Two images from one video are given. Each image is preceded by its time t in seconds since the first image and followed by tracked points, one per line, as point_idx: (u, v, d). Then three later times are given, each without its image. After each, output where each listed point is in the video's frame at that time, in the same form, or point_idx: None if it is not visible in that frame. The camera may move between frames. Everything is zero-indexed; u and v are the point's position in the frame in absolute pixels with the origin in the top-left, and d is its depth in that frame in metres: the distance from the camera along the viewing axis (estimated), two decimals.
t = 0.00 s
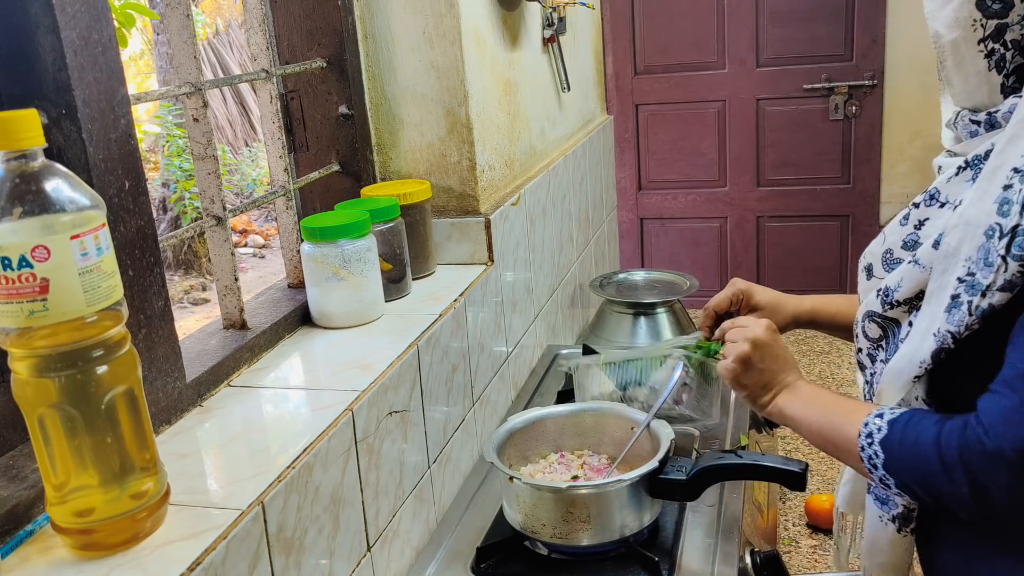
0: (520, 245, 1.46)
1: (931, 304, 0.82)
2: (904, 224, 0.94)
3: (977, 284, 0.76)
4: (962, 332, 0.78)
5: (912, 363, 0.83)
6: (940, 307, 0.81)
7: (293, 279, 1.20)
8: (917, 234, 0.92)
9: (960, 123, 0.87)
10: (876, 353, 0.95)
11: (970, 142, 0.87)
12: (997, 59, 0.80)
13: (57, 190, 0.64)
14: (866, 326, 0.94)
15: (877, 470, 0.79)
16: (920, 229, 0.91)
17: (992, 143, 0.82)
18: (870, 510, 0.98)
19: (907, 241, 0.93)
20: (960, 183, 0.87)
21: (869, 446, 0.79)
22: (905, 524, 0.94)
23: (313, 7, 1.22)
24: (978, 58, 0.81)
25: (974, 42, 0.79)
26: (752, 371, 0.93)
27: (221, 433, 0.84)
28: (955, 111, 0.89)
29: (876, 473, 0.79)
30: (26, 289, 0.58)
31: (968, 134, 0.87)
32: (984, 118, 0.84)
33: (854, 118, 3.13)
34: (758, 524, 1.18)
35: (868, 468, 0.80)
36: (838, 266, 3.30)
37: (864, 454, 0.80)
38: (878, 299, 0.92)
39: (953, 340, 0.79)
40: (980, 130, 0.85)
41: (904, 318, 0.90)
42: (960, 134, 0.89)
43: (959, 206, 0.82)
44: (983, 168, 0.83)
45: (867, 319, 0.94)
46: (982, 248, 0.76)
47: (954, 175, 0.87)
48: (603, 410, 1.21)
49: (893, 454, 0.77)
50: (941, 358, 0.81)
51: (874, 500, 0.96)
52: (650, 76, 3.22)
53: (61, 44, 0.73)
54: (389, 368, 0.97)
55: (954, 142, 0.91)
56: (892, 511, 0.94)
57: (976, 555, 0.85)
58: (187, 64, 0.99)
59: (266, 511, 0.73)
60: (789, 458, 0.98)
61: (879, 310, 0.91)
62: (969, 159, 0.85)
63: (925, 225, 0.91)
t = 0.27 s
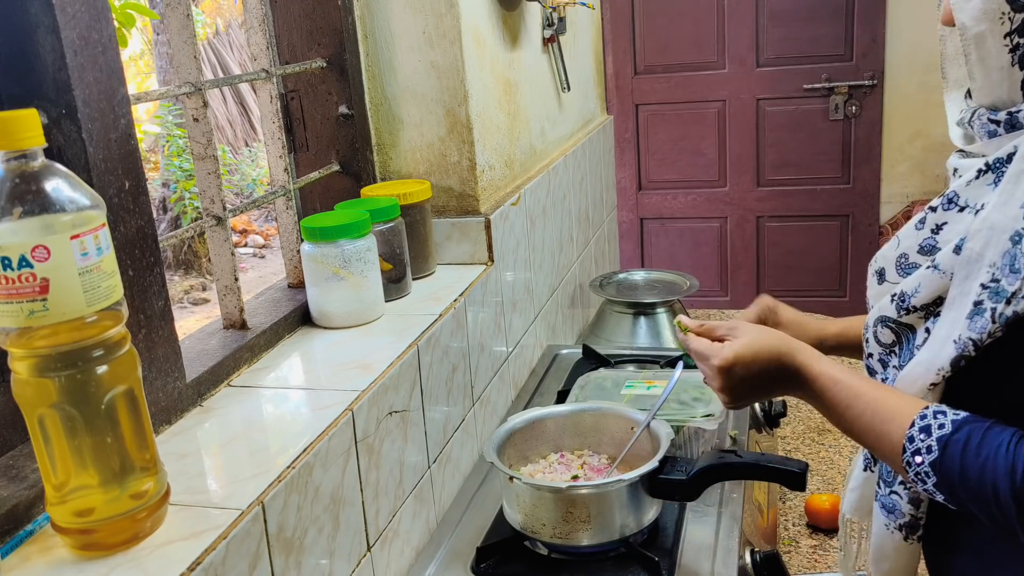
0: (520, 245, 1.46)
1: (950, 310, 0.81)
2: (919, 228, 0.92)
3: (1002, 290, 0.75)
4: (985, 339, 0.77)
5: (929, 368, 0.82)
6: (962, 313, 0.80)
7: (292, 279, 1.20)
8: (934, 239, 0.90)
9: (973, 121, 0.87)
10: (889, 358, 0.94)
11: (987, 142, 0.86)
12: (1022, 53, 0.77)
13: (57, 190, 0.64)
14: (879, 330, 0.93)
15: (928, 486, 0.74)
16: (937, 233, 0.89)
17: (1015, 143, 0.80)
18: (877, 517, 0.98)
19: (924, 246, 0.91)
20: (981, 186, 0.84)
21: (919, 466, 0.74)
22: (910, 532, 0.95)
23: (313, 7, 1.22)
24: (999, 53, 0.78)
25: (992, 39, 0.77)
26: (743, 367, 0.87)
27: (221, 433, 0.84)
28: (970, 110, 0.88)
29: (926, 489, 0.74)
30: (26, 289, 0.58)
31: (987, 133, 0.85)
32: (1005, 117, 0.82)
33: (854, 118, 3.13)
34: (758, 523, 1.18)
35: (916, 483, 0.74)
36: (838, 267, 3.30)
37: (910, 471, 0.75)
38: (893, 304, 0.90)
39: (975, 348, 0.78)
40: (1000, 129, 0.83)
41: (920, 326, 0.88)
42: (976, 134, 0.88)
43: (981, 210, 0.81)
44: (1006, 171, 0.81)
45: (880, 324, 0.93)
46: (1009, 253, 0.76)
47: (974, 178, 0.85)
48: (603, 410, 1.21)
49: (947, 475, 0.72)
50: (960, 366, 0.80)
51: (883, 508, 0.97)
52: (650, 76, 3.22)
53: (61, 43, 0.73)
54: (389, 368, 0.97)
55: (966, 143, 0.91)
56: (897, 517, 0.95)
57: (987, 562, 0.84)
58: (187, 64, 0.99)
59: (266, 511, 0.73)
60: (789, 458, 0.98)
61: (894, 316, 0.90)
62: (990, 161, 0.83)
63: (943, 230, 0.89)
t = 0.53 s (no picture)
0: (520, 245, 1.46)
1: (949, 327, 0.80)
2: (911, 241, 0.91)
3: (1008, 307, 0.74)
4: (991, 357, 0.75)
5: (932, 388, 0.80)
6: (964, 330, 0.78)
7: (292, 279, 1.20)
8: (928, 252, 0.89)
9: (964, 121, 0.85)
10: (877, 375, 0.92)
11: (980, 146, 0.84)
12: None
13: (57, 190, 0.64)
14: (865, 346, 0.92)
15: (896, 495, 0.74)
16: (932, 245, 0.89)
17: (1013, 153, 0.80)
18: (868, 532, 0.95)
19: (917, 259, 0.90)
20: (979, 198, 0.84)
21: (887, 476, 0.74)
22: (907, 549, 0.92)
23: (313, 7, 1.22)
24: (1003, 44, 0.76)
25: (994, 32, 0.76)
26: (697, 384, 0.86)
27: (221, 433, 0.84)
28: (962, 110, 0.87)
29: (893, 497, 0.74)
30: (26, 288, 0.58)
31: (979, 136, 0.83)
32: (1000, 120, 0.80)
33: (854, 118, 3.13)
34: (758, 524, 1.18)
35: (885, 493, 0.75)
36: (838, 266, 3.30)
37: (878, 480, 0.75)
38: (883, 320, 0.89)
39: (980, 366, 0.76)
40: (994, 133, 0.82)
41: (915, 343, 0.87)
42: (967, 136, 0.86)
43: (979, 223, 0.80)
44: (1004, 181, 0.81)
45: (866, 340, 0.91)
46: (1011, 269, 0.74)
47: (971, 189, 0.85)
48: (603, 409, 1.21)
49: (916, 485, 0.72)
50: (964, 385, 0.78)
51: (874, 527, 0.93)
52: (650, 76, 3.22)
53: (61, 43, 0.73)
54: (389, 368, 0.97)
55: (953, 142, 0.90)
56: (892, 536, 0.92)
57: None
58: (187, 64, 0.99)
59: (266, 511, 0.73)
60: (789, 458, 0.98)
61: (885, 332, 0.89)
62: (986, 171, 0.83)
63: (937, 243, 0.88)
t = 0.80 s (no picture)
0: (520, 245, 1.46)
1: (929, 337, 0.78)
2: (892, 249, 0.90)
3: (981, 314, 0.71)
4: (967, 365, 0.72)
5: (912, 396, 0.78)
6: (942, 338, 0.76)
7: (292, 279, 1.20)
8: (907, 261, 0.88)
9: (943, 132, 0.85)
10: (864, 380, 0.91)
11: (957, 155, 0.83)
12: (994, 59, 0.77)
13: (57, 190, 0.64)
14: (852, 353, 0.91)
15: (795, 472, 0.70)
16: (911, 254, 0.87)
17: (987, 162, 0.78)
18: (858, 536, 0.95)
19: (897, 268, 0.89)
20: (956, 207, 0.82)
21: (782, 439, 0.69)
22: (896, 554, 0.91)
23: (313, 7, 1.22)
24: (975, 58, 0.77)
25: (963, 48, 0.78)
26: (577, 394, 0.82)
27: (221, 433, 0.84)
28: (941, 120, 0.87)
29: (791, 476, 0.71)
30: (26, 289, 0.58)
31: (956, 145, 0.83)
32: (976, 130, 0.80)
33: (854, 118, 3.13)
34: (758, 523, 1.18)
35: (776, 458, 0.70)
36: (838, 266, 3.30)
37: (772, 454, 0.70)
38: (867, 327, 0.89)
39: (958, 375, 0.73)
40: (971, 143, 0.81)
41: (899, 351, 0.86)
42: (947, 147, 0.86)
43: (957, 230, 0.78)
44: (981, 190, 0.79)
45: (852, 347, 0.91)
46: (986, 276, 0.71)
47: (947, 198, 0.82)
48: (604, 409, 1.21)
49: (815, 458, 0.68)
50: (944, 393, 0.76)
51: (862, 532, 0.93)
52: (650, 76, 3.22)
53: (61, 43, 0.73)
54: (389, 368, 0.97)
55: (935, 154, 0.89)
56: (881, 542, 0.91)
57: None
58: (186, 64, 0.99)
59: (266, 511, 0.73)
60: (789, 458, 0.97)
61: (868, 339, 0.88)
62: (963, 180, 0.81)
63: (916, 251, 0.87)
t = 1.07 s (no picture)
0: (520, 245, 1.46)
1: (927, 337, 0.78)
2: (891, 249, 0.90)
3: (976, 314, 0.70)
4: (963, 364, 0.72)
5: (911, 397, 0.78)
6: (940, 338, 0.76)
7: (292, 279, 1.20)
8: (906, 261, 0.88)
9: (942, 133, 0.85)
10: (864, 380, 0.90)
11: (957, 157, 0.83)
12: (985, 68, 0.76)
13: (58, 190, 0.64)
14: (853, 353, 0.90)
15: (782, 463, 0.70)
16: (910, 254, 0.88)
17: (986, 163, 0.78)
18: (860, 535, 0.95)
19: (896, 268, 0.89)
20: (953, 206, 0.83)
21: (768, 434, 0.70)
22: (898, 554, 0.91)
23: (313, 7, 1.22)
24: (965, 68, 0.78)
25: (951, 60, 0.78)
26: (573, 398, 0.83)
27: (221, 433, 0.84)
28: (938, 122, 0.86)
29: (780, 471, 0.71)
30: (26, 289, 0.58)
31: (956, 148, 0.82)
32: (974, 133, 0.79)
33: (854, 118, 3.13)
34: (758, 523, 1.18)
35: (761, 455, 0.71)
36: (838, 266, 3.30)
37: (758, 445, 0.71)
38: (866, 327, 0.88)
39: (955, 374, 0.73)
40: (969, 145, 0.81)
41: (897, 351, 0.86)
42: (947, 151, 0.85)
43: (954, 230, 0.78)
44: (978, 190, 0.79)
45: (852, 347, 0.90)
46: (982, 276, 0.71)
47: (945, 199, 0.83)
48: (603, 410, 1.21)
49: (801, 450, 0.69)
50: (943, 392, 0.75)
51: (864, 533, 0.93)
52: (650, 76, 3.22)
53: (61, 43, 0.73)
54: (389, 368, 0.97)
55: (938, 156, 0.87)
56: (882, 543, 0.91)
57: None
58: (186, 64, 0.99)
59: (266, 511, 0.73)
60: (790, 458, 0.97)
61: (868, 339, 0.88)
62: (960, 180, 0.81)
63: (915, 251, 0.87)
